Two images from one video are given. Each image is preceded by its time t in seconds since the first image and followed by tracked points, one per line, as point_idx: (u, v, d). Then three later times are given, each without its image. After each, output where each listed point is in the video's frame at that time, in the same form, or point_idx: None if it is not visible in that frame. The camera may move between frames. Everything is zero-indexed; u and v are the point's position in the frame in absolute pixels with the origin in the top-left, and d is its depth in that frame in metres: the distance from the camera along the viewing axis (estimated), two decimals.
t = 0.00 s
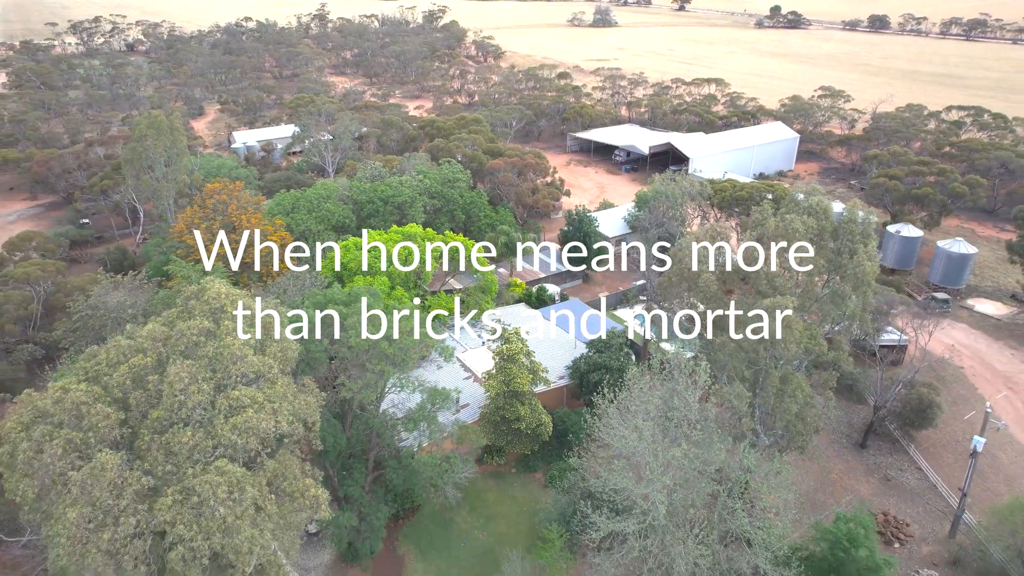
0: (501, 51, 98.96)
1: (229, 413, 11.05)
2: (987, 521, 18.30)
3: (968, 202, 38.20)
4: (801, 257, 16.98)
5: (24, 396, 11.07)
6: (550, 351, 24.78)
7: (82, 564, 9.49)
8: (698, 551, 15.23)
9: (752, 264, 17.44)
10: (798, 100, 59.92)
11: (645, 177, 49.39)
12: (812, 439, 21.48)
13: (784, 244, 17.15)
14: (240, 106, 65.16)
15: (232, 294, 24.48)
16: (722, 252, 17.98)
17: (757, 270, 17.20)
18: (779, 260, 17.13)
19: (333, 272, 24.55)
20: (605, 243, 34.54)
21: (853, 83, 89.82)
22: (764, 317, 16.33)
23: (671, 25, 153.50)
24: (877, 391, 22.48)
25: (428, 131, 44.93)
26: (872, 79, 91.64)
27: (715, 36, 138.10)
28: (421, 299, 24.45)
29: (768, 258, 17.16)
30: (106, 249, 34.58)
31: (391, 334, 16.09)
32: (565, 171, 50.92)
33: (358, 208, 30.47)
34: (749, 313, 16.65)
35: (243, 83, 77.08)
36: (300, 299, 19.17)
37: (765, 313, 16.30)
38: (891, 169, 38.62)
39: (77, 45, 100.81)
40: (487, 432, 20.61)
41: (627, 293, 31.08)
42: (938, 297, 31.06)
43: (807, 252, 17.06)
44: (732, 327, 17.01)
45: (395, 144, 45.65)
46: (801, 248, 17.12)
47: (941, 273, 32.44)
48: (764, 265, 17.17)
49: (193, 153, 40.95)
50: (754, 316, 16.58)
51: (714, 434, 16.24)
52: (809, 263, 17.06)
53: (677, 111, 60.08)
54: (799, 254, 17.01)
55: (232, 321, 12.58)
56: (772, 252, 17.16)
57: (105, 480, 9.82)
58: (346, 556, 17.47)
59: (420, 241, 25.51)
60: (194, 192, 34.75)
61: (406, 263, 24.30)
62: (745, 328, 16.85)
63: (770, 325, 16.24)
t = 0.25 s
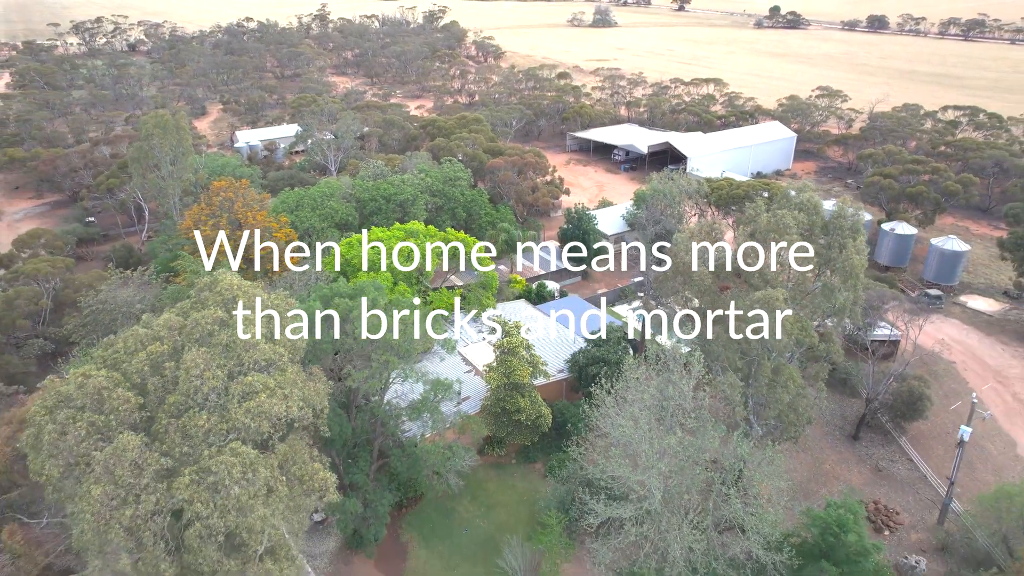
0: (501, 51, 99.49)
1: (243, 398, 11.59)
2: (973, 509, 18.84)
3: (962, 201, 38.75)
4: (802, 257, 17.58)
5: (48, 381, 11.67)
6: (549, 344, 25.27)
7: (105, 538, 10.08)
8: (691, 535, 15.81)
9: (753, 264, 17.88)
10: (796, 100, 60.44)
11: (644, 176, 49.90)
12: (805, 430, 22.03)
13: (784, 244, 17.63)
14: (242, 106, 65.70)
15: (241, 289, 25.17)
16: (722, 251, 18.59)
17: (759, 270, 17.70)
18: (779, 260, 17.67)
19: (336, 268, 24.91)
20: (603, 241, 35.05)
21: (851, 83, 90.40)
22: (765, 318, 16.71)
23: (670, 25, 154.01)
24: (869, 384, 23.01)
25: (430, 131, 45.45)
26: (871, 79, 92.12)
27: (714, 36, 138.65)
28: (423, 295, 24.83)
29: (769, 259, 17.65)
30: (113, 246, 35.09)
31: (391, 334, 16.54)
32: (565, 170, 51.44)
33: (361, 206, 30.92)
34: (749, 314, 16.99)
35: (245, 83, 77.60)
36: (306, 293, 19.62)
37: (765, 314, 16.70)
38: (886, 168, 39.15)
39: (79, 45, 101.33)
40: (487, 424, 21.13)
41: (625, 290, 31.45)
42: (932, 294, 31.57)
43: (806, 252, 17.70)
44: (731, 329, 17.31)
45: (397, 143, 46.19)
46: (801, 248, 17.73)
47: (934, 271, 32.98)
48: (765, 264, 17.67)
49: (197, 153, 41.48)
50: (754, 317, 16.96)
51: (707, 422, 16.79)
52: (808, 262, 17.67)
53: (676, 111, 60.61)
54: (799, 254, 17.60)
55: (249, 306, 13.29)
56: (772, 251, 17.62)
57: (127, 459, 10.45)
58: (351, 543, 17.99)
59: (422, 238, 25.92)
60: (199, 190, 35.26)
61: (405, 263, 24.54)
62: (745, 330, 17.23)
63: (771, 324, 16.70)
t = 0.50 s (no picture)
0: (502, 52, 100.04)
1: (255, 384, 12.12)
2: (962, 498, 19.33)
3: (956, 199, 39.26)
4: (802, 256, 18.11)
5: (68, 368, 12.20)
6: (548, 338, 25.73)
7: (126, 516, 10.63)
8: (685, 520, 16.36)
9: (753, 263, 18.24)
10: (794, 100, 60.94)
11: (643, 175, 50.39)
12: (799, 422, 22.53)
13: (785, 244, 18.01)
14: (245, 105, 66.25)
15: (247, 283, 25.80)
16: (722, 253, 18.86)
17: (760, 270, 18.11)
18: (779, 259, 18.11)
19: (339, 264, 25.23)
20: (602, 239, 35.62)
21: (849, 83, 90.95)
22: (765, 318, 17.14)
23: (670, 26, 154.53)
24: (862, 378, 23.51)
25: (431, 130, 45.97)
26: (869, 79, 92.56)
27: (714, 36, 139.16)
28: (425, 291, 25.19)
29: (769, 259, 18.06)
30: (119, 244, 35.59)
31: (390, 334, 16.93)
32: (564, 169, 51.96)
33: (364, 204, 31.40)
34: (750, 314, 17.32)
35: (247, 83, 78.08)
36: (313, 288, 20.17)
37: (766, 314, 17.11)
38: (881, 167, 39.63)
39: (81, 45, 101.75)
40: (488, 415, 21.64)
41: (622, 287, 31.80)
42: (927, 290, 32.10)
43: (806, 252, 18.21)
44: (731, 328, 17.79)
45: (398, 143, 46.72)
46: (800, 248, 18.22)
47: (927, 269, 33.54)
48: (765, 264, 18.10)
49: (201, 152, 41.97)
50: (754, 317, 17.34)
51: (701, 411, 17.35)
52: (807, 262, 18.27)
53: (675, 111, 61.15)
54: (799, 254, 18.12)
55: (248, 306, 13.37)
56: (772, 251, 17.97)
57: (146, 441, 10.98)
58: (355, 531, 18.52)
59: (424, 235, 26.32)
60: (204, 189, 35.79)
61: (405, 263, 24.81)
62: (745, 330, 17.70)
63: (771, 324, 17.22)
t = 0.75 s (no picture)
0: (502, 52, 100.59)
1: (267, 371, 12.65)
2: (950, 487, 19.86)
3: (950, 197, 39.80)
4: (802, 256, 18.60)
5: (87, 356, 12.71)
6: (547, 334, 26.22)
7: (145, 496, 11.16)
8: (680, 506, 16.92)
9: (752, 263, 18.70)
10: (791, 99, 61.45)
11: (641, 174, 50.91)
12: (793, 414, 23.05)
13: (785, 244, 18.56)
14: (247, 105, 66.78)
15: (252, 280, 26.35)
16: (722, 252, 19.18)
17: (760, 269, 18.65)
18: (780, 258, 18.65)
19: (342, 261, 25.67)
20: (602, 237, 36.17)
21: (848, 82, 91.46)
22: (765, 318, 17.77)
23: (669, 26, 155.11)
24: (854, 371, 24.04)
25: (432, 130, 46.49)
26: (867, 80, 93.10)
27: (713, 36, 139.72)
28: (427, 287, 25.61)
29: (769, 259, 18.63)
30: (124, 242, 36.08)
31: (388, 336, 17.33)
32: (564, 168, 52.48)
33: (366, 202, 31.90)
34: (750, 313, 17.84)
35: (249, 83, 78.61)
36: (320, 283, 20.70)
37: (766, 314, 17.71)
38: (877, 166, 40.16)
39: (84, 45, 102.24)
40: (489, 407, 22.14)
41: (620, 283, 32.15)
42: (921, 287, 32.59)
43: (806, 252, 18.69)
44: (732, 329, 18.10)
45: (400, 142, 47.24)
46: (801, 247, 18.71)
47: (922, 266, 34.05)
48: (763, 263, 18.64)
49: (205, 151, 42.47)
50: (755, 317, 17.94)
51: (696, 402, 17.92)
52: (807, 261, 18.75)
53: (674, 110, 61.67)
54: (791, 248, 18.69)
55: (254, 301, 13.72)
56: (772, 251, 18.50)
57: (164, 424, 11.51)
58: (361, 519, 19.06)
59: (426, 232, 26.80)
60: (209, 187, 36.29)
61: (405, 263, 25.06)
62: (745, 330, 18.22)
63: (771, 324, 17.98)
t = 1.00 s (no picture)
0: (502, 52, 101.12)
1: (277, 360, 13.18)
2: (940, 477, 20.37)
3: (944, 196, 40.34)
4: (802, 256, 19.24)
5: (104, 345, 13.24)
6: (546, 328, 26.70)
7: (162, 477, 11.69)
8: (676, 494, 17.45)
9: (754, 263, 19.10)
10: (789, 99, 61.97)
11: (640, 173, 51.44)
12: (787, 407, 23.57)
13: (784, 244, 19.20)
14: (249, 105, 67.24)
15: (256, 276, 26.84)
16: (722, 251, 19.66)
17: (761, 267, 19.09)
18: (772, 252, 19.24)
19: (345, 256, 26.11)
20: (601, 234, 36.67)
21: (846, 83, 91.99)
22: (764, 318, 18.42)
23: (669, 26, 155.64)
24: (848, 365, 24.53)
25: (433, 129, 47.01)
26: (865, 80, 93.63)
27: (712, 37, 140.27)
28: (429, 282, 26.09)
29: (769, 258, 19.14)
30: (130, 239, 36.54)
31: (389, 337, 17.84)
32: (564, 168, 53.01)
33: (369, 200, 32.41)
34: (750, 314, 18.41)
35: (251, 83, 79.13)
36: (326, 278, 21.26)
37: (766, 314, 18.38)
38: (872, 165, 40.70)
39: (86, 45, 102.70)
40: (490, 399, 22.62)
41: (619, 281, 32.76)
42: (916, 284, 33.05)
43: (806, 252, 19.29)
44: (731, 330, 18.59)
45: (401, 141, 47.76)
46: (801, 247, 19.37)
47: (916, 263, 34.53)
48: (764, 262, 19.12)
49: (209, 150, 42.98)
50: (755, 317, 18.54)
51: (692, 393, 18.46)
52: (807, 262, 19.34)
53: (672, 110, 62.21)
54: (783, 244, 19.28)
55: (265, 292, 14.26)
56: (772, 251, 19.05)
57: (179, 410, 12.02)
58: (365, 507, 19.59)
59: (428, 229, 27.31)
60: (214, 185, 36.81)
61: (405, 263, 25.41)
62: (745, 330, 18.71)
63: (771, 325, 18.61)
